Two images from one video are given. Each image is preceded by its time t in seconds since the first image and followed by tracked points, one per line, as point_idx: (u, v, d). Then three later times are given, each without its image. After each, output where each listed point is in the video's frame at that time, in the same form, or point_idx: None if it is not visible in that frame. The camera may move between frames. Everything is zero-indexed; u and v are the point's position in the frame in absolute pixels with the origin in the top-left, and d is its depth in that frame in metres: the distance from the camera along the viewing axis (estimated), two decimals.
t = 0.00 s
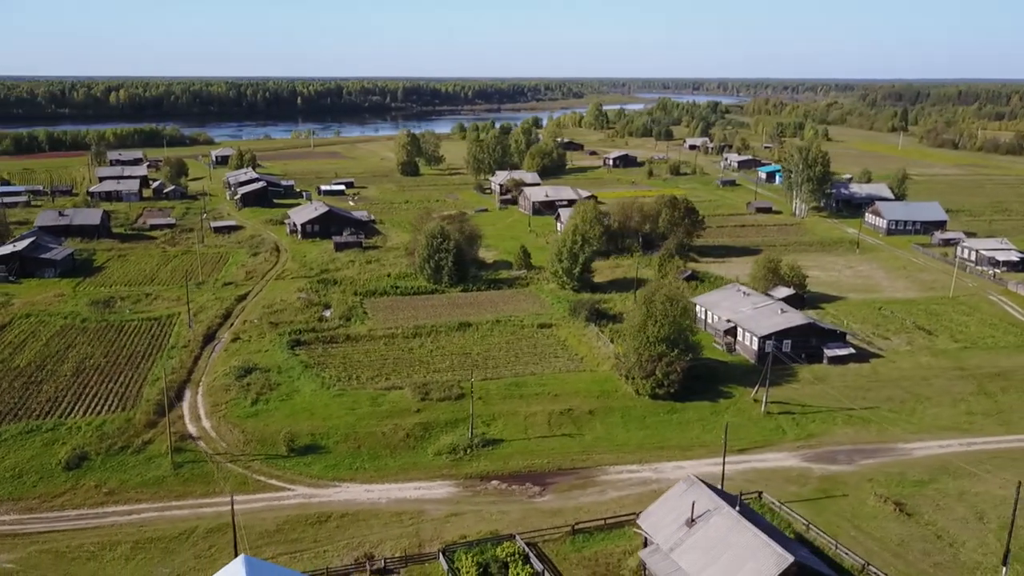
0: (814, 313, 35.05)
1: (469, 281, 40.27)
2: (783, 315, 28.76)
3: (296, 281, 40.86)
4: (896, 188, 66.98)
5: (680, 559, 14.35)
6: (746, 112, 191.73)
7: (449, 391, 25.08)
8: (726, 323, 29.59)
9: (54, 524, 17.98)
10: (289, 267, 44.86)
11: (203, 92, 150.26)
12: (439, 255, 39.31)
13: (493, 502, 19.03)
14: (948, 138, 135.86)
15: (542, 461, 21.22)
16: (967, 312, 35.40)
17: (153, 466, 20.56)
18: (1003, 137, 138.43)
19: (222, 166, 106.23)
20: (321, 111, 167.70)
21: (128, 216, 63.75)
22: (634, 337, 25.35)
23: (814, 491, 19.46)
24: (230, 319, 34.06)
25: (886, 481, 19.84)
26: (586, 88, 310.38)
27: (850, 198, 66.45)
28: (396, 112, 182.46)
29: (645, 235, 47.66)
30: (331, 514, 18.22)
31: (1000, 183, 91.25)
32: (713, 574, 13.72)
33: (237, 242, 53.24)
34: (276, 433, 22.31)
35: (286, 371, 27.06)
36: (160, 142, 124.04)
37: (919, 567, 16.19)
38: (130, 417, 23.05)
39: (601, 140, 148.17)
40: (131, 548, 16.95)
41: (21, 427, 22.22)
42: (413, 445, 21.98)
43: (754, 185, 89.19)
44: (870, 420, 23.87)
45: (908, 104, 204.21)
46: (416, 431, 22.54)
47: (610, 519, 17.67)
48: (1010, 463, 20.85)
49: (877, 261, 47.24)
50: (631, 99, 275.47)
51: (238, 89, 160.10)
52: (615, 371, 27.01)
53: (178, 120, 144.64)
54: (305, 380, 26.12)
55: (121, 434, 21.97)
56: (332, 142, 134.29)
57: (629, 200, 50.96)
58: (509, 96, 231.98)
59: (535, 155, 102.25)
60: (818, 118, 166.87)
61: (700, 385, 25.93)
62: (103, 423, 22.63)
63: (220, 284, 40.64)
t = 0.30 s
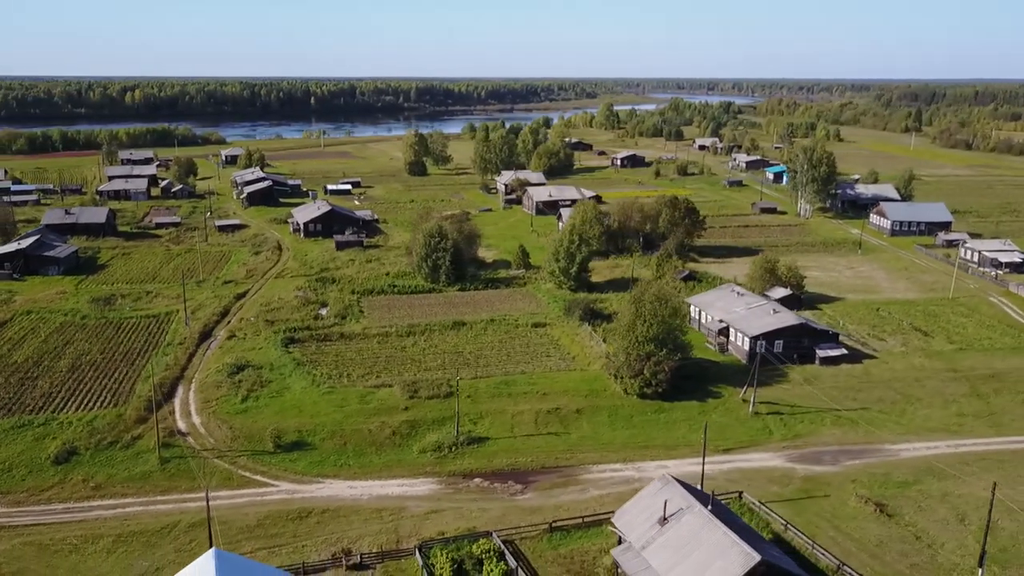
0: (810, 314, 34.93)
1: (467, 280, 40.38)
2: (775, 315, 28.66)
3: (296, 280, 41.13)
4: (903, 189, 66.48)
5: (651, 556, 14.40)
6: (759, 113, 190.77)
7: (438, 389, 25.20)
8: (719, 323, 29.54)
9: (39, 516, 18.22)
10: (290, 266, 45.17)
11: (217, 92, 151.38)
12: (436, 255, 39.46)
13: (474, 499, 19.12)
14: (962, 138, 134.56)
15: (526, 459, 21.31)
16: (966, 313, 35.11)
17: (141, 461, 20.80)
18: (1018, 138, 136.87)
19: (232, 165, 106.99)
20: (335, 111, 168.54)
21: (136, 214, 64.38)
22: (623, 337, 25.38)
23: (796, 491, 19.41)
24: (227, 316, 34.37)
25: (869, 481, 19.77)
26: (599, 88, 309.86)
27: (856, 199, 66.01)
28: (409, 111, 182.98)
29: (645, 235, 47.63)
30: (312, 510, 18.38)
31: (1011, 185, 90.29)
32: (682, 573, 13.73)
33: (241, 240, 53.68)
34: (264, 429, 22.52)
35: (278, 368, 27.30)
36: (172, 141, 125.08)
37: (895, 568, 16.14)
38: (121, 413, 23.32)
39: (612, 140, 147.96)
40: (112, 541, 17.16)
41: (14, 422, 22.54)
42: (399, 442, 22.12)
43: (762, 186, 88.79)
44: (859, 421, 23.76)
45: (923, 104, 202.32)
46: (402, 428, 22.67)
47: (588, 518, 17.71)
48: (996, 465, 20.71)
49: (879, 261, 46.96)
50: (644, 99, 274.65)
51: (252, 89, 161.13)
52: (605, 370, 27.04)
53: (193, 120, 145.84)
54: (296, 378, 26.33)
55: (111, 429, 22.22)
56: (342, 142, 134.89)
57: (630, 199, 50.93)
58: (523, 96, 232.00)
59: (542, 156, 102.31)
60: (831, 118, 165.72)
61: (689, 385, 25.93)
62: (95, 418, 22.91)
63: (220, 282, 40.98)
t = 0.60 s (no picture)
0: (807, 315, 34.78)
1: (465, 279, 40.49)
2: (768, 316, 28.58)
3: (296, 279, 41.39)
4: (910, 190, 65.94)
5: (621, 554, 14.45)
6: (771, 113, 189.80)
7: (428, 387, 25.31)
8: (711, 323, 29.49)
9: (26, 510, 18.47)
10: (291, 265, 45.46)
11: (231, 92, 152.40)
12: (434, 254, 39.62)
13: (456, 497, 19.24)
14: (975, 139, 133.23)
15: (510, 457, 21.40)
16: (965, 315, 34.83)
17: (129, 456, 21.05)
18: None
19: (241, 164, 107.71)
20: (348, 111, 169.19)
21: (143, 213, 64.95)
22: (612, 336, 25.41)
23: (779, 491, 19.37)
24: (225, 314, 34.66)
25: (852, 482, 19.71)
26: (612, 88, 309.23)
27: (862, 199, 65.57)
28: (422, 111, 183.45)
29: (645, 235, 47.61)
30: (293, 506, 18.55)
31: None
32: (650, 571, 13.79)
33: (245, 239, 54.06)
34: (252, 425, 22.72)
35: (270, 366, 27.52)
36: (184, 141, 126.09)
37: (871, 569, 16.10)
38: (112, 408, 23.58)
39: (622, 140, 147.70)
40: (96, 534, 17.40)
41: (7, 417, 22.85)
42: (385, 440, 22.26)
43: (769, 186, 88.41)
44: (847, 422, 23.68)
45: (938, 104, 200.52)
46: (389, 426, 22.80)
47: (566, 516, 17.78)
48: (982, 467, 20.59)
49: (881, 262, 46.65)
50: (657, 99, 273.79)
51: (265, 89, 162.13)
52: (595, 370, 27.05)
53: (206, 119, 146.89)
54: (287, 375, 26.54)
55: (102, 425, 22.49)
56: (352, 142, 135.43)
57: (632, 200, 50.93)
58: (535, 96, 232.04)
59: (550, 156, 102.34)
60: (843, 119, 164.55)
61: (679, 385, 25.92)
62: (86, 414, 23.18)
63: (220, 281, 41.29)
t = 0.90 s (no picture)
0: (803, 316, 34.63)
1: (463, 278, 40.60)
2: (759, 316, 28.49)
3: (295, 277, 41.64)
4: (916, 190, 65.43)
5: (592, 552, 14.52)
6: (785, 113, 188.74)
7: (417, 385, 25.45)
8: (703, 323, 29.43)
9: (14, 503, 18.74)
10: (292, 263, 45.74)
11: (246, 92, 153.42)
12: (432, 253, 39.76)
13: (438, 494, 19.36)
14: (989, 139, 131.86)
15: (495, 455, 21.48)
16: (964, 316, 34.56)
17: (119, 451, 21.29)
18: None
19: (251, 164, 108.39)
20: (361, 110, 169.83)
21: (150, 212, 65.56)
22: (601, 335, 25.43)
23: (761, 491, 19.34)
24: (223, 312, 34.97)
25: (835, 483, 19.66)
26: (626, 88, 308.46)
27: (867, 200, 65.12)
28: (435, 111, 183.84)
29: (646, 235, 47.55)
30: (276, 501, 18.73)
31: None
32: (619, 568, 13.86)
33: (248, 238, 54.43)
34: (241, 421, 22.92)
35: (263, 363, 27.74)
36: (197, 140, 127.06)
37: (847, 570, 16.07)
38: (105, 404, 23.84)
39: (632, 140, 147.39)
40: (80, 527, 17.65)
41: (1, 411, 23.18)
42: (372, 437, 22.39)
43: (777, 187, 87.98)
44: (835, 423, 23.59)
45: (954, 104, 198.65)
46: (377, 423, 22.94)
47: (544, 514, 17.86)
48: (968, 469, 20.47)
49: (883, 263, 46.34)
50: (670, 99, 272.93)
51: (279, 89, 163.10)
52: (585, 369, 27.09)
53: (220, 119, 148.04)
54: (280, 372, 26.75)
55: (94, 420, 22.76)
56: (362, 142, 135.97)
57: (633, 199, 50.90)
58: (549, 97, 232.05)
59: (557, 156, 102.35)
60: (856, 119, 163.34)
61: (668, 385, 25.92)
62: (79, 409, 23.45)
63: (221, 279, 41.63)
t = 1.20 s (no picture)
0: (799, 316, 34.52)
1: (461, 277, 40.72)
2: (751, 316, 28.42)
3: (295, 276, 41.92)
4: (923, 191, 64.94)
5: (564, 549, 14.57)
6: (797, 113, 187.67)
7: (406, 383, 25.61)
8: (696, 323, 29.38)
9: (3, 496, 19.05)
10: (293, 262, 46.03)
11: (260, 92, 154.27)
12: (430, 252, 39.92)
13: (420, 490, 19.51)
14: (1004, 140, 130.42)
15: (479, 453, 21.61)
16: (962, 318, 34.32)
17: (108, 446, 21.58)
18: None
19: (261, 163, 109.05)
20: (374, 111, 170.28)
21: (158, 211, 66.18)
22: (590, 334, 25.49)
23: (742, 491, 19.35)
24: (221, 309, 35.29)
25: (817, 483, 19.64)
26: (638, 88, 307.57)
27: (873, 201, 64.68)
28: (447, 111, 184.12)
29: (646, 235, 47.50)
30: (258, 497, 18.92)
31: None
32: (589, 566, 13.89)
33: (252, 237, 54.85)
34: (229, 418, 23.15)
35: (256, 361, 27.99)
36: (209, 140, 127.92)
37: (822, 570, 16.05)
38: (97, 399, 24.14)
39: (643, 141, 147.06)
40: (65, 521, 17.91)
41: None
42: (358, 434, 22.56)
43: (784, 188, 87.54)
44: (823, 423, 23.53)
45: (970, 105, 196.63)
46: (364, 421, 23.10)
47: (523, 511, 17.95)
48: (954, 471, 20.38)
49: (885, 264, 46.05)
50: (682, 100, 271.81)
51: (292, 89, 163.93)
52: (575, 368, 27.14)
53: (234, 119, 148.97)
54: (272, 370, 26.99)
55: (85, 415, 23.05)
56: (372, 142, 136.46)
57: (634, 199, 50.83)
58: (562, 97, 231.82)
59: (564, 156, 102.31)
60: (869, 120, 162.09)
61: (657, 384, 25.93)
62: (71, 404, 23.77)
63: (221, 277, 41.94)
